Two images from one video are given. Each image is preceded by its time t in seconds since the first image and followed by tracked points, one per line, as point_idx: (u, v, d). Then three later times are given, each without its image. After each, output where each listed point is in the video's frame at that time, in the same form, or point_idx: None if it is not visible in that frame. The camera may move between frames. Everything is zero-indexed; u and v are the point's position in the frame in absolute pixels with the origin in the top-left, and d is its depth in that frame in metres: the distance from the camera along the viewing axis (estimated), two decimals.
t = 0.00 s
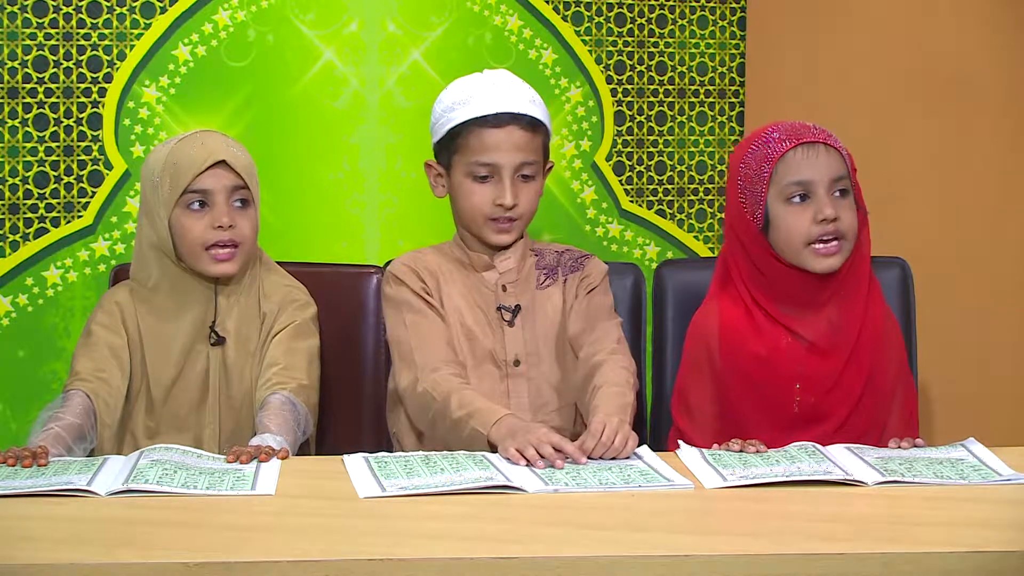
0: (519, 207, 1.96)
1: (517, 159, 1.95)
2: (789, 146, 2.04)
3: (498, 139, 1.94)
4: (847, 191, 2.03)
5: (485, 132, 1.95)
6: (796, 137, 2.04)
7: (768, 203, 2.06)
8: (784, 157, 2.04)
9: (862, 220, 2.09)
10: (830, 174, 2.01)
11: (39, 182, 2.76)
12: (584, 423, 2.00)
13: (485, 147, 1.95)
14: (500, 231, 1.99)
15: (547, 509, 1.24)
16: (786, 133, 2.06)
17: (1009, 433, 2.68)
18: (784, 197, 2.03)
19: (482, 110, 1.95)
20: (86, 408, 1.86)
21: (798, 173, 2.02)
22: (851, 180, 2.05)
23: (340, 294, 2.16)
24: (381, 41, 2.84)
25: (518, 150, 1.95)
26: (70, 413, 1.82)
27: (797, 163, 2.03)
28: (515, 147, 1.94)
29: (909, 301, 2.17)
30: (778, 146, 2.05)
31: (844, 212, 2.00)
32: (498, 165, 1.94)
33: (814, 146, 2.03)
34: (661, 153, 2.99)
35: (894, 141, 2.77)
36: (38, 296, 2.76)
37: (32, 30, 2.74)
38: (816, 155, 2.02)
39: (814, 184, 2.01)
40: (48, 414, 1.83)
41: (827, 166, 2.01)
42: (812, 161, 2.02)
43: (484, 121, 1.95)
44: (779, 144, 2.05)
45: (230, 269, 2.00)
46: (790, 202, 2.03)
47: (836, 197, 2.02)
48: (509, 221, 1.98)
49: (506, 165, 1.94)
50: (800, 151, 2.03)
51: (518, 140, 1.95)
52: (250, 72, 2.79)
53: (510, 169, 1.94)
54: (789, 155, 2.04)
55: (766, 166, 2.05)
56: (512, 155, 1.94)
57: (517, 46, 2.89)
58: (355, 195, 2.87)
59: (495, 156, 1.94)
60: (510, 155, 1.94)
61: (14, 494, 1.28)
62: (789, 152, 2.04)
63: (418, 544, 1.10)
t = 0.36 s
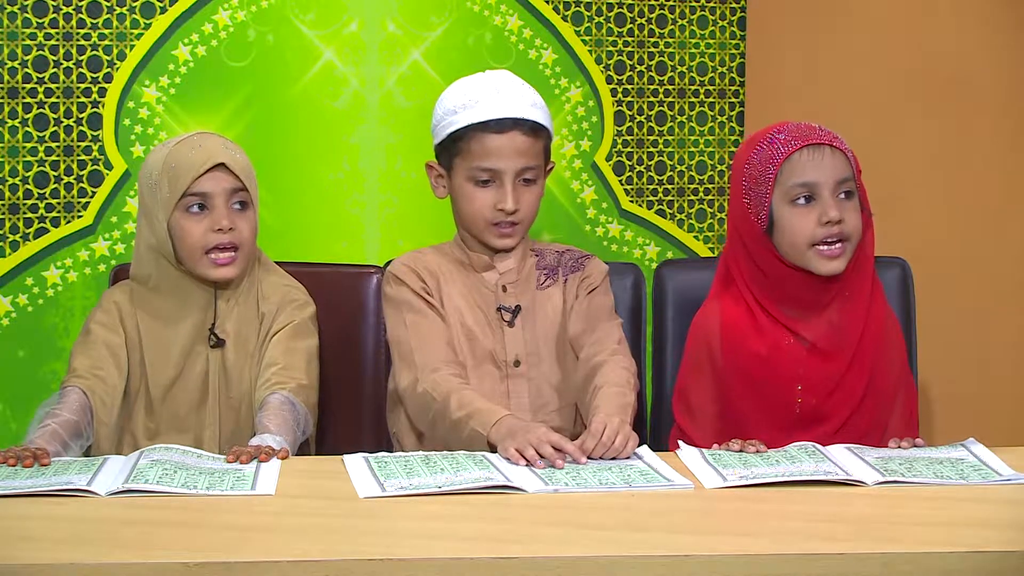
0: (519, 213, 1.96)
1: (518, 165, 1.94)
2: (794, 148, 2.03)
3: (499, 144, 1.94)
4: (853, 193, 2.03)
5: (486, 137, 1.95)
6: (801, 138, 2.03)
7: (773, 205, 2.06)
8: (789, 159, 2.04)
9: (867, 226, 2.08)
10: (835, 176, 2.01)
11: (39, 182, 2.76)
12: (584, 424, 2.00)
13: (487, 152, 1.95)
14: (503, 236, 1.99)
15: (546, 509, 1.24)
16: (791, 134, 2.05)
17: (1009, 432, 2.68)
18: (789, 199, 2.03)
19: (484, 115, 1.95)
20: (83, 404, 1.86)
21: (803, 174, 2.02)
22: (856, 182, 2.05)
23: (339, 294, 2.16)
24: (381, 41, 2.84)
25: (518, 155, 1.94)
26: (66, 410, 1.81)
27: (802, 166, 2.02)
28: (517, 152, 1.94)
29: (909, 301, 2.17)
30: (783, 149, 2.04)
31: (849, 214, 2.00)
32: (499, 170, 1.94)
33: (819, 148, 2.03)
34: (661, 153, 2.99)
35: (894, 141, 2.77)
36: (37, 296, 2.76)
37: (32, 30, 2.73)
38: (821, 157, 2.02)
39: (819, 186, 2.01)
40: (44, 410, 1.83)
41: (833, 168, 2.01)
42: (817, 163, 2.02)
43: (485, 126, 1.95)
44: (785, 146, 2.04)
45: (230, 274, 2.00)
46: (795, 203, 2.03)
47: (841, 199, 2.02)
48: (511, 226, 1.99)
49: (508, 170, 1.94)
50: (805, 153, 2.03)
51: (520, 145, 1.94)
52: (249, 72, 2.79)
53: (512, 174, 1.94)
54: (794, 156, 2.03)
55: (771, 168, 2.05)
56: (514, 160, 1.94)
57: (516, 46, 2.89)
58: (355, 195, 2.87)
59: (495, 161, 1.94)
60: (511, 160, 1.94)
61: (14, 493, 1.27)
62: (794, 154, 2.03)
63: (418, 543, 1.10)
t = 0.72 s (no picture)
0: (521, 211, 1.96)
1: (520, 163, 1.95)
2: (786, 140, 2.06)
3: (500, 141, 1.94)
4: (848, 180, 2.04)
5: (486, 135, 1.95)
6: (793, 133, 2.07)
7: (770, 198, 2.07)
8: (782, 150, 2.06)
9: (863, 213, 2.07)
10: (829, 162, 2.02)
11: (39, 182, 2.76)
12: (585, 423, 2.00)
13: (488, 150, 1.95)
14: (506, 235, 1.99)
15: (546, 509, 1.24)
16: (781, 132, 2.09)
17: (1009, 435, 2.66)
18: (785, 188, 2.04)
19: (484, 113, 1.95)
20: (86, 403, 1.86)
21: (797, 163, 2.03)
22: (850, 171, 2.06)
23: (339, 295, 2.16)
24: (381, 41, 2.84)
25: (519, 152, 1.94)
26: (70, 409, 1.81)
27: (796, 155, 2.04)
28: (517, 150, 1.94)
29: (909, 301, 2.17)
30: (776, 142, 2.07)
31: (845, 199, 2.01)
32: (500, 168, 1.94)
33: (811, 139, 2.05)
34: (661, 153, 2.99)
35: (894, 141, 2.77)
36: (37, 296, 2.76)
37: (32, 30, 2.74)
38: (813, 146, 2.04)
39: (814, 173, 2.02)
40: (46, 408, 1.83)
41: (826, 154, 2.03)
42: (810, 152, 2.03)
43: (486, 123, 1.95)
44: (777, 141, 2.08)
45: (236, 253, 2.03)
46: (791, 191, 2.03)
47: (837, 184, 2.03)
48: (513, 224, 1.98)
49: (509, 168, 1.94)
50: (797, 143, 2.05)
51: (520, 142, 1.95)
52: (249, 71, 2.79)
53: (514, 171, 1.95)
54: (787, 148, 2.06)
55: (766, 163, 2.07)
56: (515, 158, 1.94)
57: (517, 46, 2.89)
58: (355, 195, 2.87)
59: (495, 159, 1.94)
60: (512, 158, 1.94)
61: (14, 494, 1.27)
62: (787, 146, 2.06)
63: (418, 543, 1.10)
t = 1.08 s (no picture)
0: (521, 204, 1.97)
1: (518, 155, 1.95)
2: (788, 124, 2.06)
3: (498, 134, 1.94)
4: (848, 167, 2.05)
5: (484, 128, 1.95)
6: (795, 116, 2.07)
7: (769, 179, 2.07)
8: (784, 133, 2.06)
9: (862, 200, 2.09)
10: (829, 148, 2.03)
11: (39, 182, 2.76)
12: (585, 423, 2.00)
13: (486, 143, 1.95)
14: (505, 233, 2.00)
15: (546, 509, 1.24)
16: (784, 116, 2.10)
17: (1009, 434, 2.62)
18: (785, 171, 2.05)
19: (481, 107, 1.95)
20: (88, 403, 1.86)
21: (798, 147, 2.04)
22: (849, 158, 2.07)
23: (339, 294, 2.17)
24: (381, 41, 2.84)
25: (518, 145, 1.95)
26: (72, 409, 1.82)
27: (796, 138, 2.05)
28: (516, 142, 1.95)
29: (909, 300, 2.17)
30: (778, 125, 2.07)
31: (843, 185, 2.02)
32: (499, 162, 1.95)
33: (813, 124, 2.05)
34: (661, 153, 2.99)
35: (894, 141, 2.77)
36: (38, 296, 2.76)
37: (32, 30, 2.74)
38: (814, 130, 2.05)
39: (813, 157, 2.03)
40: (48, 408, 1.83)
41: (827, 139, 2.04)
42: (811, 135, 2.04)
43: (484, 117, 1.95)
44: (779, 124, 2.08)
45: (233, 258, 2.03)
46: (790, 175, 2.04)
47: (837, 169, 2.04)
48: (513, 218, 1.98)
49: (508, 162, 1.95)
50: (798, 127, 2.05)
51: (518, 135, 1.95)
52: (250, 72, 2.79)
53: (512, 165, 1.95)
54: (789, 131, 2.06)
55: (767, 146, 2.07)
56: (513, 150, 1.95)
57: (517, 46, 2.89)
58: (355, 195, 2.87)
59: (495, 152, 1.94)
60: (511, 150, 1.94)
61: (14, 493, 1.27)
62: (788, 129, 2.06)
63: (418, 544, 1.10)
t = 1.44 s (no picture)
0: (518, 207, 1.97)
1: (517, 160, 1.95)
2: (797, 133, 2.04)
3: (497, 138, 1.94)
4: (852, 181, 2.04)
5: (483, 131, 1.95)
6: (805, 122, 2.04)
7: (772, 186, 2.06)
8: (792, 141, 2.04)
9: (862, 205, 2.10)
10: (835, 162, 2.02)
11: (39, 182, 2.75)
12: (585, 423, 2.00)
13: (485, 147, 1.95)
14: (499, 234, 2.00)
15: (546, 509, 1.24)
16: (795, 118, 2.06)
17: (1009, 434, 2.66)
18: (789, 181, 2.04)
19: (482, 110, 1.95)
20: (87, 403, 1.86)
21: (804, 158, 2.03)
22: (855, 171, 2.06)
23: (339, 294, 2.17)
24: (381, 41, 2.84)
25: (518, 150, 1.95)
26: (71, 409, 1.81)
27: (804, 148, 2.03)
28: (514, 147, 1.95)
29: (909, 301, 2.17)
30: (787, 129, 2.05)
31: (846, 201, 2.01)
32: (498, 165, 1.95)
33: (821, 133, 2.04)
34: (661, 153, 2.99)
35: (894, 141, 2.77)
36: (38, 296, 2.76)
37: (32, 30, 2.74)
38: (823, 141, 2.03)
39: (819, 170, 2.02)
40: (48, 408, 1.83)
41: (834, 152, 2.02)
42: (818, 147, 2.03)
43: (484, 120, 1.95)
44: (788, 127, 2.05)
45: (229, 263, 2.01)
46: (795, 186, 2.03)
47: (840, 184, 2.03)
48: (508, 221, 1.99)
49: (506, 165, 1.94)
50: (808, 136, 2.03)
51: (516, 139, 1.95)
52: (250, 72, 2.79)
53: (509, 169, 1.95)
54: (796, 140, 2.04)
55: (772, 151, 2.06)
56: (512, 156, 1.95)
57: (517, 46, 2.89)
58: (355, 195, 2.87)
59: (494, 156, 1.94)
60: (510, 155, 1.94)
61: (14, 493, 1.28)
62: (797, 137, 2.04)
63: (417, 543, 1.10)
